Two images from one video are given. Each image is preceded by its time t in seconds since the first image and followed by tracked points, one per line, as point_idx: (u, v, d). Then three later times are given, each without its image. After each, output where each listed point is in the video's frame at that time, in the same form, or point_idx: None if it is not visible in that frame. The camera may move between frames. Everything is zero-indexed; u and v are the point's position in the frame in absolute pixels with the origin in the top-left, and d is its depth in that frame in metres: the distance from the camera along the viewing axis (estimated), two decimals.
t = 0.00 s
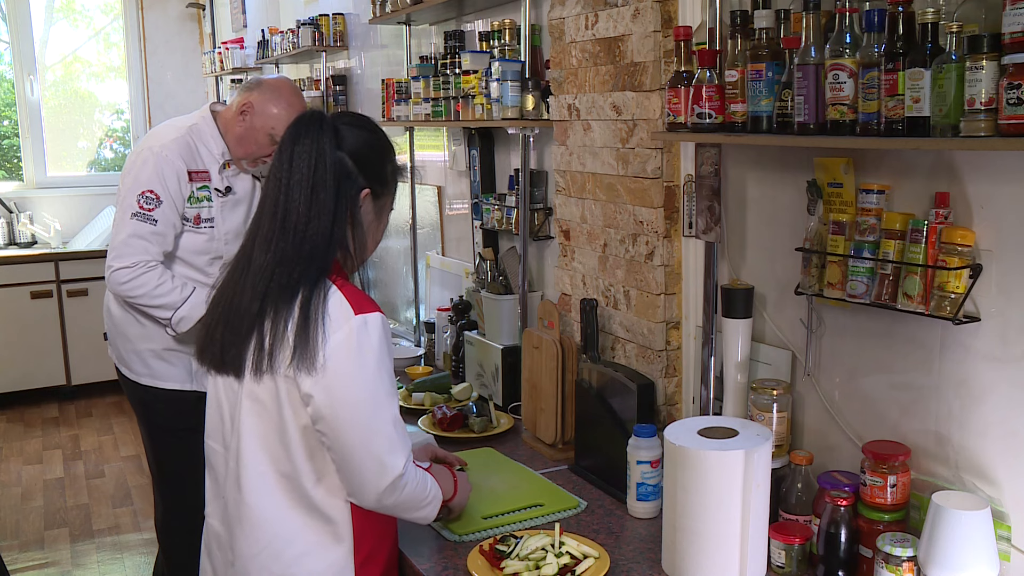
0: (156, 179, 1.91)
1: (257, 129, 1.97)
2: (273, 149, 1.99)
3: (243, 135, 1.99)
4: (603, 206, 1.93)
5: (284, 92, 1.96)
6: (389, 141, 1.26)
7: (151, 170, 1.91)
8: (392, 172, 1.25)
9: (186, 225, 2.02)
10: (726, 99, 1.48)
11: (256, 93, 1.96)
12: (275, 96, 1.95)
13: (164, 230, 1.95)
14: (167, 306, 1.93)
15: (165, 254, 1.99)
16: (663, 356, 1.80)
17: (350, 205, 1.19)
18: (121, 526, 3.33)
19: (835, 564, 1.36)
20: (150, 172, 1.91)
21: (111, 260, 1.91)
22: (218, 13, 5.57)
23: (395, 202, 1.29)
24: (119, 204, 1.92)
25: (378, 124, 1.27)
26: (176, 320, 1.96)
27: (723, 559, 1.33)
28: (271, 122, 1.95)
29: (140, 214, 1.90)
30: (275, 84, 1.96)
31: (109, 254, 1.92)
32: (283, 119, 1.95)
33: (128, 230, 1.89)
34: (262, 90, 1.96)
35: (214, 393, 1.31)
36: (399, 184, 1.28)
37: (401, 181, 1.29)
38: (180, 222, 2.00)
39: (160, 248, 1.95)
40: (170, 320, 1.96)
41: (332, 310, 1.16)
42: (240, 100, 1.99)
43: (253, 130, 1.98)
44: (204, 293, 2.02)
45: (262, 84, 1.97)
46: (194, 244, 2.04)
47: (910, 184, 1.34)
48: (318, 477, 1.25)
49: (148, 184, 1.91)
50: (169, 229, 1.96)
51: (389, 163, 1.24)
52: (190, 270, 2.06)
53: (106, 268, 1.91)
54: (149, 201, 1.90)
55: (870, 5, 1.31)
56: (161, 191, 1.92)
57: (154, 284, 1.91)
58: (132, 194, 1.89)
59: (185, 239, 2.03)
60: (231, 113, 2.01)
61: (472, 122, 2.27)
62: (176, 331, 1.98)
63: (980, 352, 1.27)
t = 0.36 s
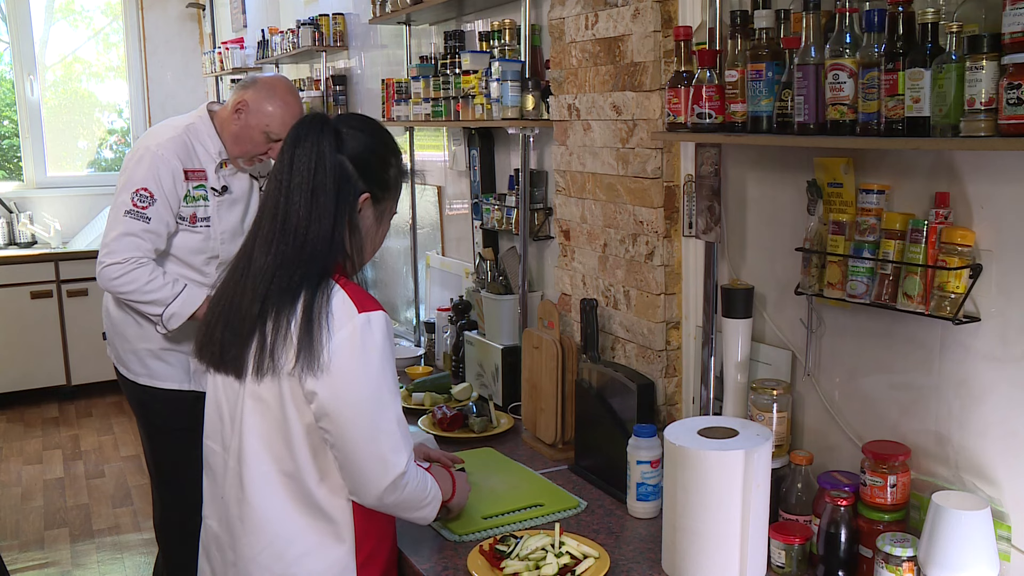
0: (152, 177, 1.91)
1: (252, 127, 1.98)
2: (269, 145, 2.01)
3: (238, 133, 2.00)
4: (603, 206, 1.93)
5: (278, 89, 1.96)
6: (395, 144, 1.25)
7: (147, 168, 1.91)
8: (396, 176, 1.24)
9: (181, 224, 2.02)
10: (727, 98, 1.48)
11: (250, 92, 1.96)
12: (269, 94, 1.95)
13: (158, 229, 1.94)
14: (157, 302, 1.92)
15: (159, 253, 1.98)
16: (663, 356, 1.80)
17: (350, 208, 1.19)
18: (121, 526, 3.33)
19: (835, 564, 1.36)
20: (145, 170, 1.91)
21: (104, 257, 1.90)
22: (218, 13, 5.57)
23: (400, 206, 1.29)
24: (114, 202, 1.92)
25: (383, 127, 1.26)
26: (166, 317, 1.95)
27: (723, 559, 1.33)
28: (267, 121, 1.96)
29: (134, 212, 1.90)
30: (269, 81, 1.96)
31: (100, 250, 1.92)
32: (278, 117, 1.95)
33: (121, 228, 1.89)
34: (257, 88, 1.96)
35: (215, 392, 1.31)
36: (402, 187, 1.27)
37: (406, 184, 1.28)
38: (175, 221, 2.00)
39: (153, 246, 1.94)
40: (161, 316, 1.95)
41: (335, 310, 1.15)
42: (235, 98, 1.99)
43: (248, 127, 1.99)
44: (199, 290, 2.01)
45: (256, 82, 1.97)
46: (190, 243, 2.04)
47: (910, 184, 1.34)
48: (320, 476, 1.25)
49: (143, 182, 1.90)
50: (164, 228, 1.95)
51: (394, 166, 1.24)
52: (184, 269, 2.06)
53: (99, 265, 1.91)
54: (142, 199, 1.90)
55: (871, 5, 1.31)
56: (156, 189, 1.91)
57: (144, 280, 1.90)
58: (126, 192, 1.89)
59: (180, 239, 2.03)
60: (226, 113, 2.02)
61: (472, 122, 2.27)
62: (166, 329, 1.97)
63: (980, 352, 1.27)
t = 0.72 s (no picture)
0: (153, 177, 1.91)
1: (249, 126, 1.98)
2: (266, 144, 2.01)
3: (235, 132, 2.00)
4: (603, 206, 1.93)
5: (274, 88, 1.95)
6: (397, 148, 1.24)
7: (147, 168, 1.91)
8: (398, 180, 1.24)
9: (182, 225, 2.02)
10: (726, 99, 1.48)
11: (247, 91, 1.96)
12: (264, 93, 1.94)
13: (159, 228, 1.94)
14: (161, 301, 1.92)
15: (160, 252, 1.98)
16: (663, 356, 1.80)
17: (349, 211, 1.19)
18: (121, 526, 3.33)
19: (835, 564, 1.36)
20: (146, 170, 1.91)
21: (105, 257, 1.90)
22: (218, 13, 5.57)
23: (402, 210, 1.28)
24: (115, 202, 1.92)
25: (386, 129, 1.26)
26: (171, 315, 1.95)
27: (723, 559, 1.33)
28: (263, 120, 1.95)
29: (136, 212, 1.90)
30: (265, 80, 1.95)
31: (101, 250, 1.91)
32: (274, 116, 1.95)
33: (123, 228, 1.89)
34: (253, 87, 1.96)
35: (214, 390, 1.31)
36: (404, 192, 1.26)
37: (409, 188, 1.27)
38: (176, 221, 2.00)
39: (154, 245, 1.94)
40: (165, 315, 1.95)
41: (333, 310, 1.15)
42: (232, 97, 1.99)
43: (245, 126, 1.98)
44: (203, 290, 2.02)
45: (253, 81, 1.97)
46: (190, 244, 2.04)
47: (910, 184, 1.34)
48: (317, 476, 1.24)
49: (144, 182, 1.90)
50: (165, 227, 1.96)
51: (395, 170, 1.23)
52: (185, 269, 2.06)
53: (100, 265, 1.91)
54: (144, 199, 1.90)
55: (871, 5, 1.31)
56: (157, 189, 1.92)
57: (147, 280, 1.90)
58: (127, 192, 1.89)
59: (180, 239, 2.03)
60: (224, 112, 2.01)
61: (472, 122, 2.27)
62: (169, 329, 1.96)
63: (980, 352, 1.27)
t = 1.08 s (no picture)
0: (154, 175, 1.91)
1: (251, 127, 1.98)
2: (268, 145, 2.01)
3: (238, 133, 2.00)
4: (603, 206, 1.93)
5: (276, 88, 1.96)
6: (399, 151, 1.23)
7: (148, 166, 1.91)
8: (398, 183, 1.22)
9: (182, 224, 2.02)
10: (726, 98, 1.49)
11: (249, 91, 1.97)
12: (267, 93, 1.95)
13: (155, 225, 1.93)
14: (152, 294, 1.90)
15: (156, 249, 1.98)
16: (663, 356, 1.80)
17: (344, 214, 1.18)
18: (121, 526, 3.33)
19: (835, 564, 1.36)
20: (148, 168, 1.91)
21: (97, 250, 1.89)
22: (218, 13, 5.57)
23: (405, 214, 1.26)
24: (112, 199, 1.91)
25: (389, 131, 1.25)
26: (162, 308, 1.93)
27: (723, 559, 1.33)
28: (265, 120, 1.95)
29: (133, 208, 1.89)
30: (269, 81, 1.96)
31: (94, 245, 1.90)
32: (277, 117, 1.95)
33: (118, 223, 1.88)
34: (256, 87, 1.97)
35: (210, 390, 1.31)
36: (406, 195, 1.24)
37: (411, 192, 1.26)
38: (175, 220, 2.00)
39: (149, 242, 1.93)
40: (156, 308, 1.93)
41: (322, 312, 1.15)
42: (235, 98, 1.99)
43: (247, 126, 1.98)
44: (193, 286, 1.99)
45: (256, 82, 1.98)
46: (191, 244, 2.04)
47: (910, 184, 1.34)
48: (308, 477, 1.24)
49: (143, 179, 1.90)
50: (162, 225, 1.95)
51: (395, 173, 1.21)
52: (182, 266, 2.05)
53: (92, 258, 1.89)
54: (142, 195, 1.89)
55: (871, 5, 1.31)
56: (156, 186, 1.91)
57: (139, 272, 1.88)
58: (126, 188, 1.89)
59: (181, 238, 2.03)
60: (225, 112, 2.01)
61: (472, 122, 2.27)
62: (161, 322, 1.94)
63: (980, 352, 1.27)
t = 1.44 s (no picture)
0: (154, 175, 1.91)
1: (254, 127, 2.00)
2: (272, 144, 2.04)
3: (241, 133, 2.02)
4: (603, 206, 1.93)
5: (279, 88, 1.99)
6: (392, 147, 1.20)
7: (148, 166, 1.91)
8: (387, 181, 1.19)
9: (184, 224, 2.01)
10: (727, 99, 1.49)
11: (252, 91, 1.98)
12: (270, 93, 1.97)
13: (151, 224, 1.92)
14: (143, 289, 1.88)
15: (151, 247, 1.96)
16: (663, 356, 1.80)
17: (326, 210, 1.17)
18: (121, 526, 3.33)
19: (835, 564, 1.36)
20: (148, 168, 1.91)
21: (90, 243, 1.87)
22: (218, 12, 5.56)
23: (403, 213, 1.22)
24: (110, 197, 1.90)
25: (384, 127, 1.22)
26: (153, 304, 1.90)
27: (722, 559, 1.33)
28: (270, 120, 1.98)
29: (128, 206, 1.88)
30: (271, 80, 1.98)
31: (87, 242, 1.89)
32: (280, 115, 1.98)
33: (113, 219, 1.86)
34: (259, 87, 1.98)
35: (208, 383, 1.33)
36: (399, 190, 1.21)
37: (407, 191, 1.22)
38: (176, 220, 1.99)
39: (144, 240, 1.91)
40: (147, 304, 1.90)
41: (293, 305, 1.14)
42: (237, 98, 2.01)
43: (251, 126, 2.01)
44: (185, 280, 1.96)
45: (258, 82, 1.99)
46: (192, 244, 2.04)
47: (910, 184, 1.34)
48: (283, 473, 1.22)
49: (141, 177, 1.90)
50: (158, 223, 1.94)
51: (384, 170, 1.18)
52: (179, 264, 2.04)
53: (84, 251, 1.87)
54: (138, 194, 1.88)
55: (871, 5, 1.31)
56: (153, 185, 1.91)
57: (129, 267, 1.86)
58: (123, 186, 1.88)
59: (182, 238, 2.02)
60: (228, 112, 2.02)
61: (472, 122, 2.27)
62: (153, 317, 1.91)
63: (981, 352, 1.27)
